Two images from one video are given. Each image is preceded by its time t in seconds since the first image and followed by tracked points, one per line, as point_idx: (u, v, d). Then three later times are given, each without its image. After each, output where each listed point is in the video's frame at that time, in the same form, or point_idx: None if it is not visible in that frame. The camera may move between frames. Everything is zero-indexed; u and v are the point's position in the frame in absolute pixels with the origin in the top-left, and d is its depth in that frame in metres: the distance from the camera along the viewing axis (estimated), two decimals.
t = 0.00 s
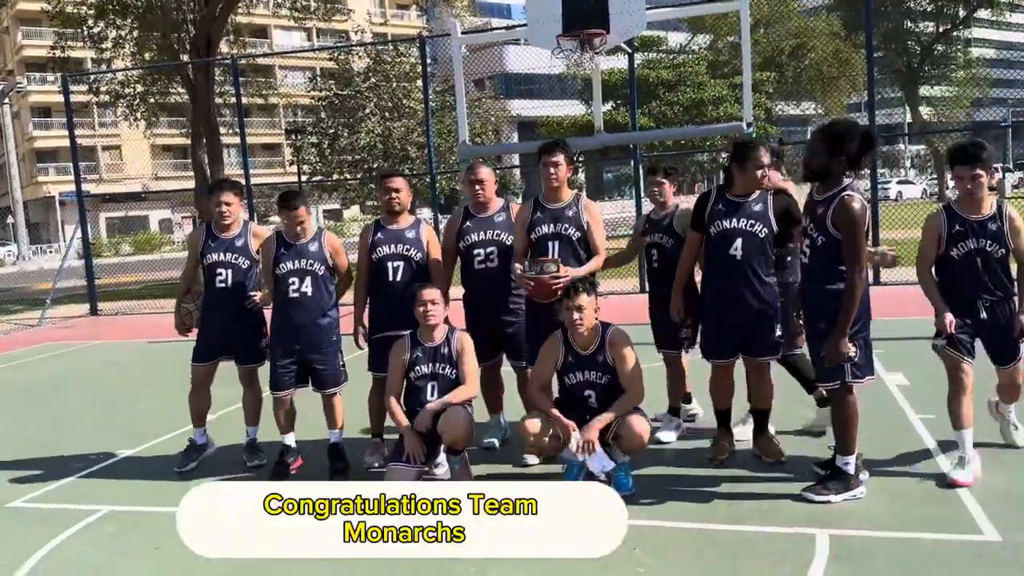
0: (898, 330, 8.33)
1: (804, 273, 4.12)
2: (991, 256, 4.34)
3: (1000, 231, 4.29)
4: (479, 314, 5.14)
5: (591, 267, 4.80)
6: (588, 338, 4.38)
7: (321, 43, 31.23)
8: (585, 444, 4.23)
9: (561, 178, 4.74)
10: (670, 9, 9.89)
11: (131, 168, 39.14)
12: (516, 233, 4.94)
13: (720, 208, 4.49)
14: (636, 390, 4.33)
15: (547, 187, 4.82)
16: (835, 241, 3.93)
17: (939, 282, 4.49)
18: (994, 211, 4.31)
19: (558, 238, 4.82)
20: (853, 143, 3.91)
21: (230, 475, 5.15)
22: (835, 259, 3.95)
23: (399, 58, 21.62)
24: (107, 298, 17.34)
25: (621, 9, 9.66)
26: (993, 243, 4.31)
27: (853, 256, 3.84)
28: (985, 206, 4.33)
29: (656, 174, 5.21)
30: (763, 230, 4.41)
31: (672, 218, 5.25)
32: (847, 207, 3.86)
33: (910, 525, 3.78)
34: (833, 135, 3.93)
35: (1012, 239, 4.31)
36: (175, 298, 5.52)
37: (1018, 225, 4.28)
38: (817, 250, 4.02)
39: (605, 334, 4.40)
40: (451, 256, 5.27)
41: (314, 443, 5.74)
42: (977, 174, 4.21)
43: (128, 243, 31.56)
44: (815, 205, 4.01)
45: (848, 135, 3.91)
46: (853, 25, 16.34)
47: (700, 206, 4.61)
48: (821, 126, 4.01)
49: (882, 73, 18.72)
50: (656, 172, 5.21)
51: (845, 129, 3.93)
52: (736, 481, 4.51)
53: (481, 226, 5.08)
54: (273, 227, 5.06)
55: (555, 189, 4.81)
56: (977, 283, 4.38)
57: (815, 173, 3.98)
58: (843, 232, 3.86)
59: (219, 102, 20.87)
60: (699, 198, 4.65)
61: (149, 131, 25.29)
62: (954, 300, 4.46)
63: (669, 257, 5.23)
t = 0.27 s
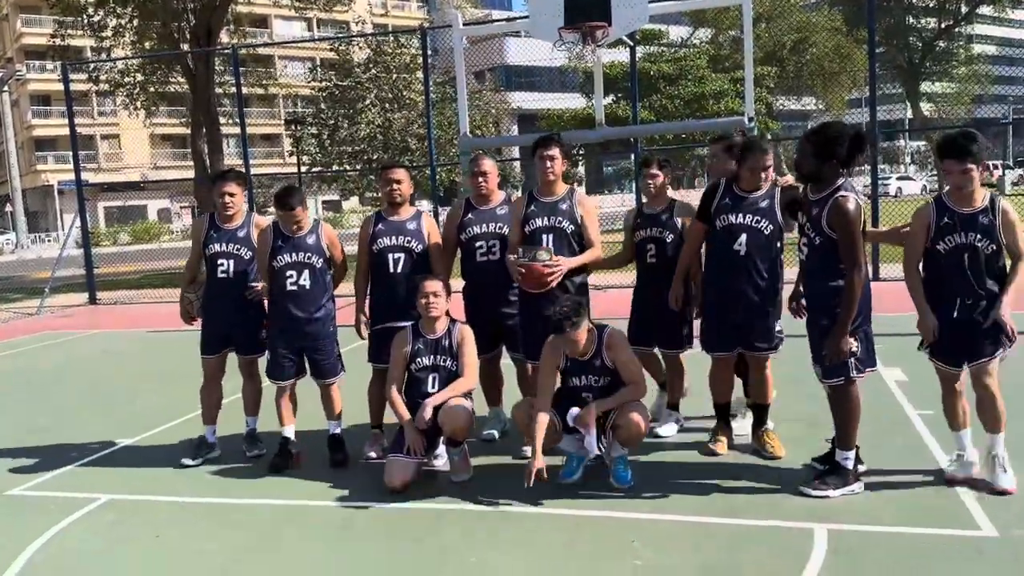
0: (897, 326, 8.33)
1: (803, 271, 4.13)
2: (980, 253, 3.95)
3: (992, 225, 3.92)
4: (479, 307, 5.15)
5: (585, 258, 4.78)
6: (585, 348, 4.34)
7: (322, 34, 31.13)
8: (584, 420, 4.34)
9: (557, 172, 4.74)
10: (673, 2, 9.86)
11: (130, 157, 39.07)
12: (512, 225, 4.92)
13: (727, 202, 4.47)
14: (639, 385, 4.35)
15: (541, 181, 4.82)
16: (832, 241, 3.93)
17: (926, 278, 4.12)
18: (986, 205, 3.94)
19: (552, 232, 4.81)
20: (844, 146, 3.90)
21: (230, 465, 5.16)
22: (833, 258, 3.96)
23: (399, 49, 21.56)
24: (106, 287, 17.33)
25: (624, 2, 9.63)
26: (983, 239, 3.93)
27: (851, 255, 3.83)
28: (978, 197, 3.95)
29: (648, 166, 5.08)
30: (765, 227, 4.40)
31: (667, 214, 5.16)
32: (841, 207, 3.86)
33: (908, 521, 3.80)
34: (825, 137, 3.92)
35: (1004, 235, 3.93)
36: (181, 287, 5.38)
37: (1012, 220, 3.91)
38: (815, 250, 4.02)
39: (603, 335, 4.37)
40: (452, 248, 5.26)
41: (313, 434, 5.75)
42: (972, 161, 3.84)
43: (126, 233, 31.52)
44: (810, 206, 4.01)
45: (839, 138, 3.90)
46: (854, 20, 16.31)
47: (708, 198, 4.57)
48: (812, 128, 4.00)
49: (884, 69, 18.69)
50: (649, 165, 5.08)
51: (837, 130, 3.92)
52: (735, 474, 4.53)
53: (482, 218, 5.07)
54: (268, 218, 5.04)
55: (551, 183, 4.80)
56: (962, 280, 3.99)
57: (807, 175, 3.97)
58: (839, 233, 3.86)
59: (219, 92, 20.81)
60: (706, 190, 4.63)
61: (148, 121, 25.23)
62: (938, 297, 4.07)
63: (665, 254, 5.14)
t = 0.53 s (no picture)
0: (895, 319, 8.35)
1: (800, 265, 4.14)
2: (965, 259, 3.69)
3: (977, 230, 3.65)
4: (477, 295, 5.16)
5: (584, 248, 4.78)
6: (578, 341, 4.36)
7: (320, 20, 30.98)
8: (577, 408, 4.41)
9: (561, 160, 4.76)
10: None
11: (127, 142, 38.93)
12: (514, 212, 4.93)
13: (728, 192, 4.48)
14: (632, 377, 4.38)
15: (544, 169, 4.84)
16: (824, 235, 3.96)
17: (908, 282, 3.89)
18: (971, 209, 3.66)
19: (553, 221, 4.83)
20: (832, 140, 3.91)
21: (226, 450, 5.17)
22: (827, 252, 3.98)
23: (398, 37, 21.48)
24: (102, 273, 17.31)
25: None
26: (967, 245, 3.67)
27: (846, 249, 3.84)
28: (963, 200, 3.68)
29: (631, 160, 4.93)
30: (767, 217, 4.40)
31: (654, 207, 5.00)
32: (832, 201, 3.87)
33: (902, 512, 3.83)
34: (814, 132, 3.93)
35: (993, 241, 3.65)
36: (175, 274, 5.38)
37: (1000, 223, 3.61)
38: (811, 244, 4.04)
39: (595, 330, 4.38)
40: (450, 237, 5.26)
41: (310, 420, 5.77)
42: (953, 163, 3.58)
43: (123, 218, 31.43)
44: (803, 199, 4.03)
45: (828, 132, 3.91)
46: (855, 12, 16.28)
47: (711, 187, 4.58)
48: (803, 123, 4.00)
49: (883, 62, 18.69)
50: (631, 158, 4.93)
51: (827, 125, 3.92)
52: (730, 464, 4.56)
53: (481, 207, 5.07)
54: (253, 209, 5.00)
55: (552, 172, 4.83)
56: (943, 286, 3.75)
57: (797, 170, 3.97)
58: (831, 227, 3.87)
59: (217, 77, 20.73)
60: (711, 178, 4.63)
61: (146, 105, 25.13)
62: (915, 300, 3.84)
63: (653, 249, 5.00)
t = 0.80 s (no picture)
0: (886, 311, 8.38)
1: (795, 256, 4.15)
2: (926, 267, 3.56)
3: (935, 238, 3.51)
4: (471, 283, 5.15)
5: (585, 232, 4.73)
6: (573, 314, 4.39)
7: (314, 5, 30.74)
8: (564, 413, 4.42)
9: (561, 148, 4.72)
10: None
11: (120, 126, 38.66)
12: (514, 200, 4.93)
13: (718, 183, 4.50)
14: (621, 364, 4.44)
15: (543, 157, 4.82)
16: (819, 226, 3.97)
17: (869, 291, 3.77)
18: (929, 215, 3.51)
19: (554, 208, 4.82)
20: (827, 127, 3.90)
21: (218, 435, 5.16)
22: (821, 243, 3.99)
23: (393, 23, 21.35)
24: (93, 256, 17.21)
25: None
26: (926, 253, 3.54)
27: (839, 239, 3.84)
28: (921, 207, 3.53)
29: (612, 151, 4.80)
30: (757, 207, 4.41)
31: (637, 199, 4.92)
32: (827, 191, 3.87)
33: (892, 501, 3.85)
34: (810, 120, 3.92)
35: (954, 247, 3.50)
36: (162, 258, 5.34)
37: (961, 229, 3.46)
38: (806, 235, 4.05)
39: (591, 313, 4.41)
40: (444, 225, 5.25)
41: (301, 406, 5.75)
42: (903, 173, 3.44)
43: (115, 202, 31.25)
44: (798, 189, 4.04)
45: (823, 121, 3.90)
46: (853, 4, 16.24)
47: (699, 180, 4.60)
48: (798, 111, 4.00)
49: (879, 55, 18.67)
50: (613, 149, 4.79)
51: (822, 114, 3.92)
52: (720, 453, 4.58)
53: (475, 194, 5.06)
54: (242, 194, 4.96)
55: (552, 160, 4.81)
56: (904, 296, 3.63)
57: (794, 160, 3.99)
58: (826, 218, 3.88)
59: (210, 61, 20.56)
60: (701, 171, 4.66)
61: (138, 88, 24.94)
62: (876, 308, 3.73)
63: (636, 242, 4.90)
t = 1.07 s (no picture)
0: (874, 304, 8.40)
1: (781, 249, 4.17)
2: (873, 273, 3.50)
3: (883, 244, 3.45)
4: (458, 272, 5.13)
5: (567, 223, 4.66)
6: (560, 304, 4.43)
7: None
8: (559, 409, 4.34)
9: (555, 139, 4.70)
10: None
11: (108, 107, 38.31)
12: (507, 189, 4.93)
13: (690, 176, 4.52)
14: (609, 354, 4.44)
15: (537, 147, 4.80)
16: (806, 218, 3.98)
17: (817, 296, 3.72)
18: (877, 221, 3.45)
19: (547, 199, 4.80)
20: (818, 117, 3.89)
21: (204, 422, 5.14)
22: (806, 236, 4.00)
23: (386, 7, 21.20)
24: (81, 240, 17.08)
25: None
26: (874, 258, 3.48)
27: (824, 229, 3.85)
28: (869, 211, 3.45)
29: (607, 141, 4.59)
30: (728, 201, 4.43)
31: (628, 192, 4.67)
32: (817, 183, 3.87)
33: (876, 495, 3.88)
34: (803, 112, 3.91)
35: (902, 252, 3.43)
36: (145, 244, 5.31)
37: (909, 234, 3.38)
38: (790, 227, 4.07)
39: (579, 299, 4.44)
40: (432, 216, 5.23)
41: (288, 394, 5.74)
42: (850, 181, 3.34)
43: (103, 184, 31.01)
44: (787, 182, 4.06)
45: (814, 112, 3.89)
46: None
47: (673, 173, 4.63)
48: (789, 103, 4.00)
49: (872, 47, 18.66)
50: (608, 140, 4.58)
51: (816, 106, 3.91)
52: (705, 445, 4.60)
53: (464, 183, 5.05)
54: (236, 179, 4.96)
55: (545, 151, 4.79)
56: (851, 301, 3.58)
57: (784, 151, 4.02)
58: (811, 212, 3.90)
59: (200, 43, 20.37)
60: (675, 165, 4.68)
61: (128, 70, 24.72)
62: (824, 312, 3.68)
63: (626, 237, 4.68)
